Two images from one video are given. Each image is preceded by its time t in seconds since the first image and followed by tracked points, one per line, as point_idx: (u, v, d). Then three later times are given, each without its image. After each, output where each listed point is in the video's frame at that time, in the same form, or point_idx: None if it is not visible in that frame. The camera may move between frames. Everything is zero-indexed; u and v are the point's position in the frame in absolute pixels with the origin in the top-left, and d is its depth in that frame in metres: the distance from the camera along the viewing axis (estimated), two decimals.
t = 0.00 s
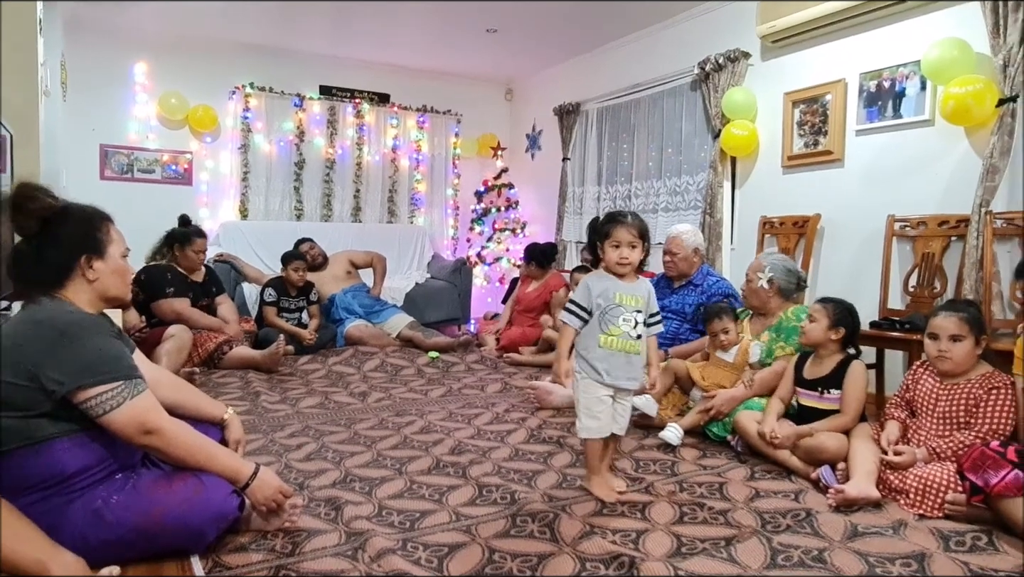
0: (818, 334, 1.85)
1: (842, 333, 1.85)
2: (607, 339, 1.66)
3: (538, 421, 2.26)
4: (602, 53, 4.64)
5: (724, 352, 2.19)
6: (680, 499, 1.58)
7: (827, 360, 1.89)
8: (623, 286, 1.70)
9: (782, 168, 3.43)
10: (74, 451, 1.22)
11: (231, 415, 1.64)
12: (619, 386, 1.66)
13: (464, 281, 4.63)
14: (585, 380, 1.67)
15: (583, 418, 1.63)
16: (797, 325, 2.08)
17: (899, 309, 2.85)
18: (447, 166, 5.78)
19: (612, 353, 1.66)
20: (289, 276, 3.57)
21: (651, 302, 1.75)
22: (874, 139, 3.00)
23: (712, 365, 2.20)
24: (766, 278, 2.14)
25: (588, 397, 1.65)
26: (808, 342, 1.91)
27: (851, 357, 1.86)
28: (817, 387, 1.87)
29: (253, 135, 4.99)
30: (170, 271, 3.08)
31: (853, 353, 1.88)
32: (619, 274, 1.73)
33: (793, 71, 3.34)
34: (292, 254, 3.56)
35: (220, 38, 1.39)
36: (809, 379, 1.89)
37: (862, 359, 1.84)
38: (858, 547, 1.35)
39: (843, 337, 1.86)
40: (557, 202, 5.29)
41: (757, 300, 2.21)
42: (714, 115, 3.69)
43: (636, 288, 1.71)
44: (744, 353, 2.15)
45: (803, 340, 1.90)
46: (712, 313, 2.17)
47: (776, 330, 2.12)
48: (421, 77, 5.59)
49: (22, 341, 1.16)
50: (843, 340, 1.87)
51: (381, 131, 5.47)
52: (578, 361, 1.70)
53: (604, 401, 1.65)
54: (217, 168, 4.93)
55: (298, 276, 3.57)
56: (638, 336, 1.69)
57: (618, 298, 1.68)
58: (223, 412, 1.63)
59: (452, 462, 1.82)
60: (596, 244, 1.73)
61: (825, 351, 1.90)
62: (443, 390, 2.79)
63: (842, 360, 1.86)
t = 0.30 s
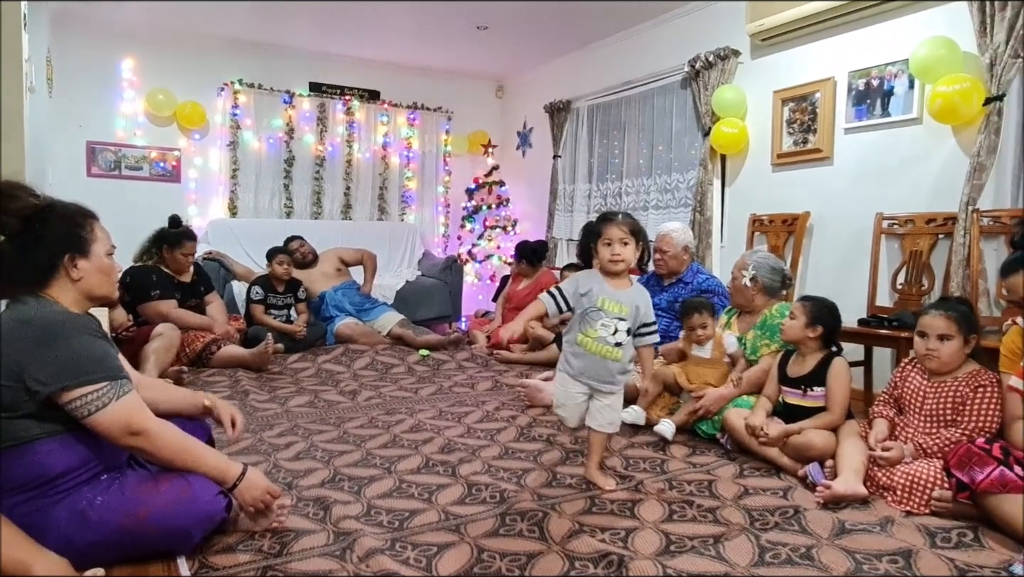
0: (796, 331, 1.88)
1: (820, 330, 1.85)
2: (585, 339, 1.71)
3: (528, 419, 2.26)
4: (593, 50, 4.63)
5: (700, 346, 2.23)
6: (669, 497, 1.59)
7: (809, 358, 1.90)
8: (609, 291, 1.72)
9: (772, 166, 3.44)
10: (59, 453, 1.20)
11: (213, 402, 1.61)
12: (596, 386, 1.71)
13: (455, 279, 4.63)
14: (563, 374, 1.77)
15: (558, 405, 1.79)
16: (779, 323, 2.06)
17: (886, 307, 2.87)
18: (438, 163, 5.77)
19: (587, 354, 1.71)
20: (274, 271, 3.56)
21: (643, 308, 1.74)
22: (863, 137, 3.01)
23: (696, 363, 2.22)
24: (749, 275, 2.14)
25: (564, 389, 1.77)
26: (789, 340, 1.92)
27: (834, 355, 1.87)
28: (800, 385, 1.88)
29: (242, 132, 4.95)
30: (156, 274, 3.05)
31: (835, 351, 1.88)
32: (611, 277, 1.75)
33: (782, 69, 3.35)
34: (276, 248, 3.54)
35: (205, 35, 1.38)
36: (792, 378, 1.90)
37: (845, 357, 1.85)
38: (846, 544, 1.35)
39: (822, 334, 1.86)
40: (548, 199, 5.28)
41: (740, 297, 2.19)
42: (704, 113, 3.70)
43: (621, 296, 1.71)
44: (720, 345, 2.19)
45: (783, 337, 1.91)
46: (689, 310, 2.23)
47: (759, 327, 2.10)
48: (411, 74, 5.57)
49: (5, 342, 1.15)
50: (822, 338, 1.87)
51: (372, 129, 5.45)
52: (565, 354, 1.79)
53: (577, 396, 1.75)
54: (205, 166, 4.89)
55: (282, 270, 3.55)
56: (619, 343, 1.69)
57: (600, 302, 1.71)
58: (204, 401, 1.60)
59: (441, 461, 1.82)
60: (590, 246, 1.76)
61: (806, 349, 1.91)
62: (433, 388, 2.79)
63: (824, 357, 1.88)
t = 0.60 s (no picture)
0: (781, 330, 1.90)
1: (804, 329, 1.87)
2: (570, 336, 1.76)
3: (520, 418, 2.26)
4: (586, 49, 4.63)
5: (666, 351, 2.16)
6: (660, 496, 1.59)
7: (798, 357, 1.92)
8: (592, 289, 1.75)
9: (764, 165, 3.45)
10: (47, 453, 1.19)
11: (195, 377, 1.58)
12: (583, 384, 1.73)
13: (447, 277, 4.62)
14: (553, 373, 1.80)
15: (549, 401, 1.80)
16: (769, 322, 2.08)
17: (876, 306, 2.89)
18: (430, 161, 5.76)
19: (572, 351, 1.75)
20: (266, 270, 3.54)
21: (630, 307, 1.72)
22: (854, 138, 3.02)
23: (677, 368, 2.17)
24: (739, 274, 2.13)
25: (553, 388, 1.79)
26: (777, 339, 1.94)
27: (824, 354, 1.88)
28: (791, 383, 1.89)
29: (233, 129, 4.93)
30: (145, 273, 3.04)
31: (823, 350, 1.89)
32: (599, 277, 1.77)
33: (774, 69, 3.36)
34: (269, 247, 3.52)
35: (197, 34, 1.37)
36: (783, 376, 1.91)
37: (834, 357, 1.86)
38: (835, 542, 1.36)
39: (805, 333, 1.87)
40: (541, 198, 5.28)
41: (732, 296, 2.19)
42: (696, 112, 3.71)
43: (602, 293, 1.73)
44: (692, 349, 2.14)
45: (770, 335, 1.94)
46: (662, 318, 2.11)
47: (749, 327, 2.12)
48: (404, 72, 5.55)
49: None
50: (809, 338, 1.88)
51: (364, 127, 5.43)
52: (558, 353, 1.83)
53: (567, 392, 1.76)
54: (196, 163, 4.87)
55: (275, 270, 3.53)
56: (601, 341, 1.71)
57: (582, 299, 1.76)
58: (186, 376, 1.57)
59: (433, 460, 1.81)
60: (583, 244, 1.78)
61: (794, 348, 1.92)
62: (426, 387, 2.78)
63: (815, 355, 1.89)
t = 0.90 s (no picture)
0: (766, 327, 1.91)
1: (787, 328, 1.88)
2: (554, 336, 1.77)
3: (508, 417, 2.26)
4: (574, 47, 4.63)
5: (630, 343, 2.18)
6: (647, 495, 1.59)
7: (782, 356, 1.92)
8: (573, 288, 1.77)
9: (751, 164, 3.47)
10: (24, 455, 1.17)
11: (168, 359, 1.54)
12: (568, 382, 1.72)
13: (435, 275, 4.61)
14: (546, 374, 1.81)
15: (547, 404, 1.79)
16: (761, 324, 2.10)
17: (862, 304, 2.92)
18: (418, 159, 5.74)
19: (557, 350, 1.75)
20: (252, 269, 3.51)
21: (609, 303, 1.71)
22: (840, 137, 3.04)
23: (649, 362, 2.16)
24: (741, 275, 2.09)
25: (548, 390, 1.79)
26: (762, 338, 1.95)
27: (808, 351, 1.89)
28: (775, 382, 1.90)
29: (219, 126, 4.88)
30: (129, 271, 2.97)
31: (806, 347, 1.90)
32: (582, 277, 1.78)
33: (760, 68, 3.38)
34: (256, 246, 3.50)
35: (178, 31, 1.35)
36: (768, 375, 1.92)
37: (817, 355, 1.87)
38: (819, 540, 1.37)
39: (790, 332, 1.88)
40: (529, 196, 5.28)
41: (725, 296, 2.14)
42: (683, 111, 3.72)
43: (582, 290, 1.74)
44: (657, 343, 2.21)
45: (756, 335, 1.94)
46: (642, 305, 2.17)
47: (740, 328, 2.13)
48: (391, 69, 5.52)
49: None
50: (793, 336, 1.89)
51: (352, 124, 5.40)
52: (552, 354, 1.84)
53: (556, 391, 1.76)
54: (181, 160, 4.82)
55: (261, 269, 3.51)
56: (581, 336, 1.70)
57: (564, 298, 1.77)
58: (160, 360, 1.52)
59: (419, 460, 1.81)
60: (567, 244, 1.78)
61: (778, 347, 1.92)
62: (413, 386, 2.77)
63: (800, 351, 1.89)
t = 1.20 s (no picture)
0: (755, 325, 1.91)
1: (774, 327, 1.88)
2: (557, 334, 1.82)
3: (499, 415, 2.26)
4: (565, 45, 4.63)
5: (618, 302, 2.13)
6: (638, 492, 1.59)
7: (768, 353, 1.93)
8: (566, 288, 1.81)
9: (741, 162, 3.48)
10: (12, 456, 1.16)
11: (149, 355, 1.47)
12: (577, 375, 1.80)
13: (427, 273, 4.60)
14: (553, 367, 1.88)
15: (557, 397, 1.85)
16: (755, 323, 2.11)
17: (850, 301, 2.94)
18: (409, 157, 5.73)
19: (562, 347, 1.82)
20: (241, 266, 3.49)
21: (606, 297, 1.79)
22: (829, 135, 3.06)
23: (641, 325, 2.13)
24: (747, 273, 2.10)
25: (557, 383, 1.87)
26: (748, 336, 1.96)
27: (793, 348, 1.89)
28: (761, 380, 1.90)
29: (208, 124, 4.84)
30: (119, 270, 2.93)
31: (791, 344, 1.90)
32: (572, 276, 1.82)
33: (750, 67, 3.39)
34: (245, 243, 3.49)
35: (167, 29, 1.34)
36: (754, 373, 1.92)
37: (803, 352, 1.87)
38: (809, 537, 1.38)
39: (776, 330, 1.89)
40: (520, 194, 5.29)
41: (727, 293, 2.15)
42: (673, 109, 3.73)
43: (576, 290, 1.78)
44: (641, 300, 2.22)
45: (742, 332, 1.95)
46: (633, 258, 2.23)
47: (734, 327, 2.13)
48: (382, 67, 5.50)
49: None
50: (778, 333, 1.89)
51: (342, 122, 5.38)
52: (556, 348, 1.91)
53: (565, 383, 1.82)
54: (170, 159, 4.79)
55: (250, 266, 3.49)
56: (583, 333, 1.77)
57: (560, 299, 1.81)
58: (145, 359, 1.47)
59: (411, 459, 1.80)
60: (554, 244, 1.79)
61: (764, 344, 1.93)
62: (404, 384, 2.77)
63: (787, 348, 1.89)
